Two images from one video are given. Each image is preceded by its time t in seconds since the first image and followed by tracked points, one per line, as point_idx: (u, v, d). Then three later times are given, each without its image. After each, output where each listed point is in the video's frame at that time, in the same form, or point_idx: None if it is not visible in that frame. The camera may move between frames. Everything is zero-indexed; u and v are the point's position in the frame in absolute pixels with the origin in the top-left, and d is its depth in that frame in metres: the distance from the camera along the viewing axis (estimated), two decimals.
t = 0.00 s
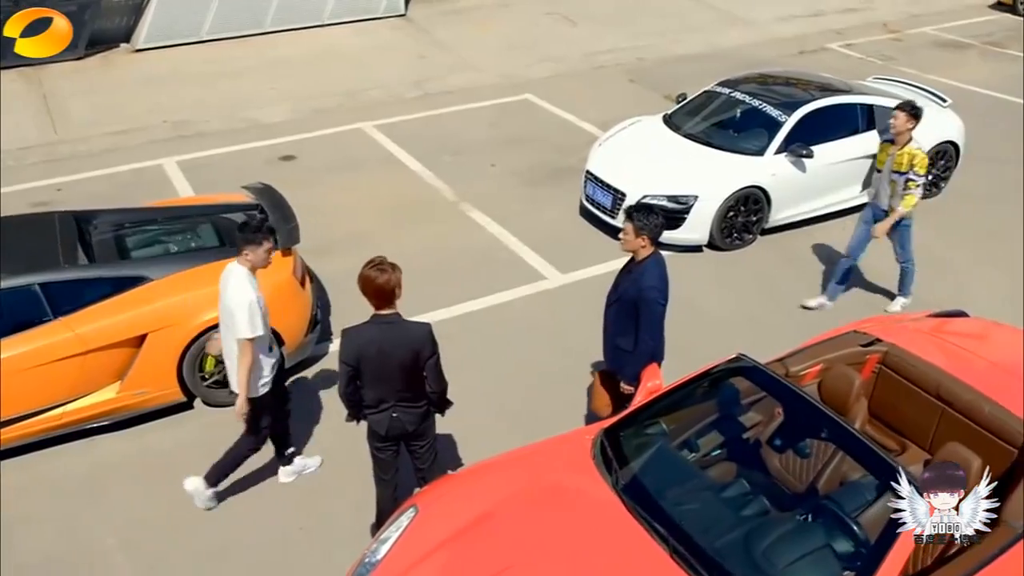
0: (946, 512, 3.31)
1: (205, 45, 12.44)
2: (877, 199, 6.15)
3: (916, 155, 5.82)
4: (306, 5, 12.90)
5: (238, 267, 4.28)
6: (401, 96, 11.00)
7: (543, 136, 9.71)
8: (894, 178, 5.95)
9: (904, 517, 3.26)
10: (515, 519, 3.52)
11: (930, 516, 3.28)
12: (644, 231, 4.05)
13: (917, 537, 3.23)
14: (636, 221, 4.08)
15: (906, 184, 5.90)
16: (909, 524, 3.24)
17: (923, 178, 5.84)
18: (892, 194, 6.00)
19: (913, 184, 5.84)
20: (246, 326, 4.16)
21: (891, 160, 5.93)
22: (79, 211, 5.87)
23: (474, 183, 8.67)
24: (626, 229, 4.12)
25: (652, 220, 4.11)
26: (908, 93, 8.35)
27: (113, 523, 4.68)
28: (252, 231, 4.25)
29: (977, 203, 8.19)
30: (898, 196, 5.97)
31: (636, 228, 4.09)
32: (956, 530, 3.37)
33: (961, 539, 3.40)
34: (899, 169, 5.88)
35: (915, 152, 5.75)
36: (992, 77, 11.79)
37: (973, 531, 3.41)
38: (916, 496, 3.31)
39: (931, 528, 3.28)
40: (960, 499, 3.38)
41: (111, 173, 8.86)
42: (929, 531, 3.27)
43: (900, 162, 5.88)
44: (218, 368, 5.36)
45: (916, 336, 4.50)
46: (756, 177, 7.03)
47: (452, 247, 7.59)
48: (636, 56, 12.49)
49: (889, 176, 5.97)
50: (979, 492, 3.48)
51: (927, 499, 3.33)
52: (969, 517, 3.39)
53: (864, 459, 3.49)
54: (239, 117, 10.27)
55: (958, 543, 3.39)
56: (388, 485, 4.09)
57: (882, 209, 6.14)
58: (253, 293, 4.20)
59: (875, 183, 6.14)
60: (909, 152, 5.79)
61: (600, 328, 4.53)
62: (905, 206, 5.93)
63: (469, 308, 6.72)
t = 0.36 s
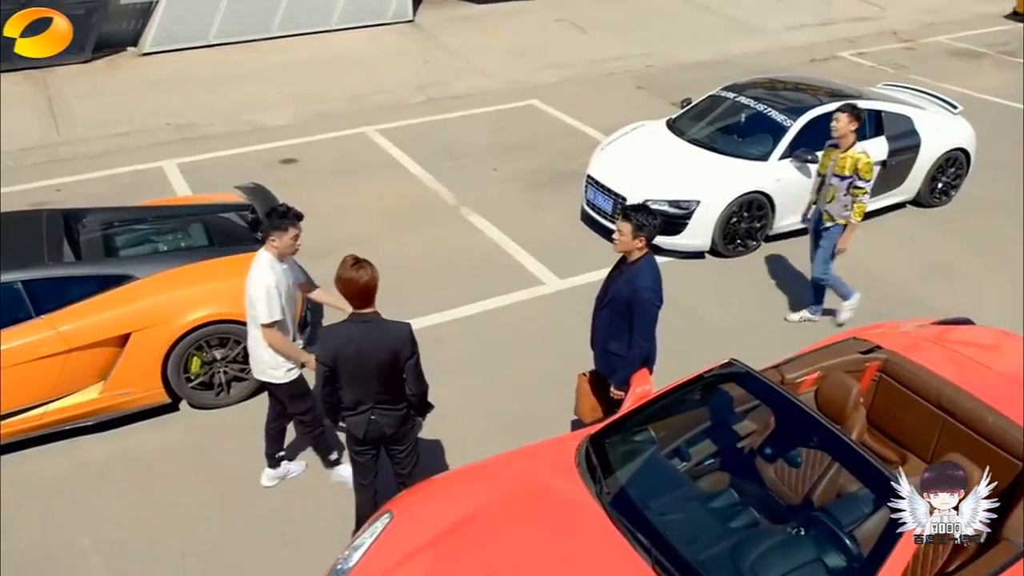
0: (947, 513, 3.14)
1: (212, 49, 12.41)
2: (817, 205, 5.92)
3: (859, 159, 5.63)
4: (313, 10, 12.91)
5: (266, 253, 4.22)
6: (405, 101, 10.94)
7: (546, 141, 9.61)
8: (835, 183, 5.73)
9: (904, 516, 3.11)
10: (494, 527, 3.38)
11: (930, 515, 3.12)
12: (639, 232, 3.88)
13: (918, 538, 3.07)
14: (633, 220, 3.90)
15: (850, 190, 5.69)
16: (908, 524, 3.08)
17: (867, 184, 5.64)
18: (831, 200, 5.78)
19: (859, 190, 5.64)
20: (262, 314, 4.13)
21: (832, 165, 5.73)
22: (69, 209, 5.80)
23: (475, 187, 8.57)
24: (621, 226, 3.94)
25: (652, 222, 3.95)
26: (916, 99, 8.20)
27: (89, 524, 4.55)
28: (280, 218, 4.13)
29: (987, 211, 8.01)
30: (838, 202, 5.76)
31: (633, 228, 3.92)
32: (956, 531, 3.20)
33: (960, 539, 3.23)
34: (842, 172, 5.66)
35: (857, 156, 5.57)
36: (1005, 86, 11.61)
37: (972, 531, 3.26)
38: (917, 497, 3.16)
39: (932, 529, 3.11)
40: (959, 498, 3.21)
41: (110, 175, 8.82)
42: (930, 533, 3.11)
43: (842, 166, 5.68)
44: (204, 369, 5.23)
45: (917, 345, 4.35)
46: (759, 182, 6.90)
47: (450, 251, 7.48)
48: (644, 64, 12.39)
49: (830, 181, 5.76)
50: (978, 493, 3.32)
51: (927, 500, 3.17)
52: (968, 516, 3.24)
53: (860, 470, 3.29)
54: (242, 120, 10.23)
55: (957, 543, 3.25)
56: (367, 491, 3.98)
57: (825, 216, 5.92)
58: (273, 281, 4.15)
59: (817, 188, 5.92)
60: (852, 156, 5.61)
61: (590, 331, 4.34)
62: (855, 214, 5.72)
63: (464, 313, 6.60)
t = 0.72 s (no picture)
0: (946, 512, 2.97)
1: (223, 55, 12.41)
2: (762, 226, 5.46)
3: (807, 178, 5.22)
4: (325, 18, 12.91)
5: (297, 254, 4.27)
6: (413, 108, 10.88)
7: (553, 148, 9.51)
8: (782, 203, 5.29)
9: (904, 516, 2.97)
10: (472, 533, 3.25)
11: (930, 515, 2.96)
12: (634, 232, 3.72)
13: (918, 538, 2.92)
14: (627, 220, 3.75)
15: (799, 209, 5.28)
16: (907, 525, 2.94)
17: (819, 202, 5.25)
18: (781, 221, 5.35)
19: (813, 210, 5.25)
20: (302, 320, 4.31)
21: (778, 183, 5.28)
22: (62, 206, 5.74)
23: (479, 193, 8.48)
24: (615, 227, 3.78)
25: (648, 221, 3.78)
26: (929, 107, 8.04)
27: (67, 527, 4.44)
28: (304, 219, 4.13)
29: (1001, 222, 7.81)
30: (784, 221, 5.34)
31: (625, 228, 3.76)
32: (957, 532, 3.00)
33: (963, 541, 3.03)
34: (788, 193, 5.24)
35: (807, 175, 5.16)
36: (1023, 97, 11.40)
37: (973, 532, 3.04)
38: (915, 496, 3.02)
39: (931, 529, 2.94)
40: (960, 498, 3.02)
41: (114, 177, 8.79)
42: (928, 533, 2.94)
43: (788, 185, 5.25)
44: (192, 370, 5.13)
45: (921, 352, 4.20)
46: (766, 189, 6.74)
47: (451, 256, 7.37)
48: (656, 73, 12.28)
49: (775, 200, 5.32)
50: (980, 492, 3.09)
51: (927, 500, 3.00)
52: (967, 516, 3.03)
53: (858, 483, 3.12)
54: (249, 125, 10.19)
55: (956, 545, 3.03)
56: (347, 495, 3.88)
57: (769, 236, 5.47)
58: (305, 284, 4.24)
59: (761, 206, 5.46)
60: (801, 175, 5.20)
61: (581, 335, 4.19)
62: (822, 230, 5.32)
63: (461, 317, 6.48)
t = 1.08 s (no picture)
0: (946, 512, 2.81)
1: (235, 58, 12.44)
2: (712, 230, 5.35)
3: (752, 179, 5.04)
4: (338, 21, 12.92)
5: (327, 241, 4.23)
6: (422, 111, 10.82)
7: (562, 152, 9.41)
8: (729, 207, 5.16)
9: (904, 516, 2.81)
10: (450, 531, 3.15)
11: (930, 515, 2.79)
12: (623, 227, 3.61)
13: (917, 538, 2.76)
14: (617, 214, 3.65)
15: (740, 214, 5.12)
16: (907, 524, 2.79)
17: (759, 211, 5.06)
18: (728, 225, 5.21)
19: (746, 216, 5.07)
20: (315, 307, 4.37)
21: (725, 185, 5.14)
22: (59, 200, 5.70)
23: (484, 195, 8.39)
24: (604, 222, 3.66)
25: (639, 216, 3.67)
26: (945, 112, 7.87)
27: (47, 522, 4.37)
28: (319, 213, 4.11)
29: (1018, 229, 7.61)
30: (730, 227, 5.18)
31: (616, 222, 3.65)
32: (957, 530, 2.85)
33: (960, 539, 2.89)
34: (733, 196, 5.10)
35: (750, 177, 4.99)
36: None
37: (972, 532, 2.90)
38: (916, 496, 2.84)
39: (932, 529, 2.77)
40: (960, 498, 2.85)
41: (120, 177, 8.77)
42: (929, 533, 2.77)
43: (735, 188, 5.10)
44: (182, 366, 5.05)
45: (927, 355, 4.04)
46: (776, 191, 6.58)
47: (454, 257, 7.28)
48: (669, 79, 12.16)
49: (723, 204, 5.20)
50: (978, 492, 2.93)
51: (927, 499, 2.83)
52: (967, 516, 2.87)
53: (852, 486, 2.98)
54: (258, 126, 10.16)
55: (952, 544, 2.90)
56: (327, 493, 3.81)
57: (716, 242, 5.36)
58: (334, 278, 4.22)
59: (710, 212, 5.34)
60: (745, 178, 5.02)
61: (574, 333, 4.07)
62: (736, 242, 5.14)
63: (460, 318, 6.38)
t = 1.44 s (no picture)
0: (946, 512, 2.69)
1: (256, 60, 12.50)
2: (649, 237, 5.03)
3: (694, 179, 4.79)
4: (360, 24, 12.95)
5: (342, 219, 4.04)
6: (440, 113, 10.78)
7: (578, 155, 9.32)
8: (668, 209, 4.87)
9: (904, 517, 2.66)
10: (434, 525, 3.04)
11: (930, 515, 2.66)
12: (619, 219, 3.54)
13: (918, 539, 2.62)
14: (614, 207, 3.57)
15: (681, 218, 4.81)
16: (906, 524, 2.64)
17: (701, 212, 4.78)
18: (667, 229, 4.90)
19: (689, 218, 4.75)
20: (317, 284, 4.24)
21: (664, 190, 4.88)
22: (66, 191, 5.68)
23: (498, 197, 8.31)
24: (602, 214, 3.59)
25: (635, 207, 3.59)
26: (970, 117, 7.68)
27: (38, 512, 4.33)
28: (336, 185, 3.86)
29: None
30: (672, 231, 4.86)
31: (612, 214, 3.56)
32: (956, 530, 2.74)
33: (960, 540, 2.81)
34: (674, 199, 4.82)
35: (692, 176, 4.73)
36: None
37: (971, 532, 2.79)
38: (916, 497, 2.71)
39: (932, 529, 2.64)
40: (959, 498, 2.73)
41: (135, 174, 8.78)
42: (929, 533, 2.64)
43: (675, 191, 4.83)
44: (181, 359, 5.00)
45: (940, 358, 3.88)
46: (792, 194, 6.44)
47: (464, 257, 7.20)
48: (690, 85, 12.04)
49: (663, 208, 4.90)
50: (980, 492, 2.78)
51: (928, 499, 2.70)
52: (967, 516, 2.75)
53: (848, 484, 2.85)
54: (275, 127, 10.16)
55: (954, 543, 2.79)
56: (315, 489, 3.74)
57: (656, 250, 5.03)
58: (332, 250, 4.09)
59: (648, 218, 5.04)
60: (686, 179, 4.77)
61: (572, 329, 3.96)
62: (681, 247, 4.76)
63: (465, 317, 6.28)
